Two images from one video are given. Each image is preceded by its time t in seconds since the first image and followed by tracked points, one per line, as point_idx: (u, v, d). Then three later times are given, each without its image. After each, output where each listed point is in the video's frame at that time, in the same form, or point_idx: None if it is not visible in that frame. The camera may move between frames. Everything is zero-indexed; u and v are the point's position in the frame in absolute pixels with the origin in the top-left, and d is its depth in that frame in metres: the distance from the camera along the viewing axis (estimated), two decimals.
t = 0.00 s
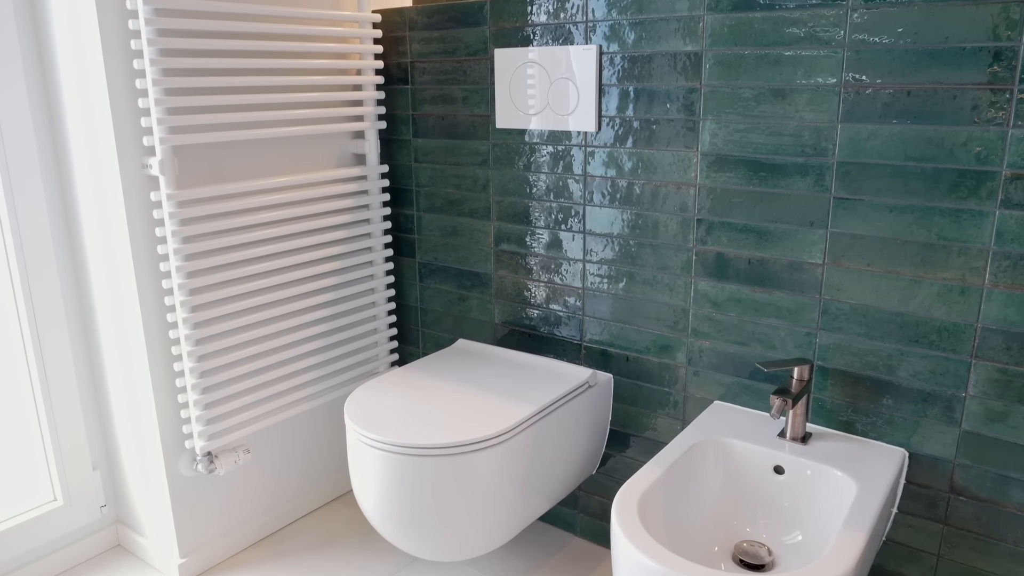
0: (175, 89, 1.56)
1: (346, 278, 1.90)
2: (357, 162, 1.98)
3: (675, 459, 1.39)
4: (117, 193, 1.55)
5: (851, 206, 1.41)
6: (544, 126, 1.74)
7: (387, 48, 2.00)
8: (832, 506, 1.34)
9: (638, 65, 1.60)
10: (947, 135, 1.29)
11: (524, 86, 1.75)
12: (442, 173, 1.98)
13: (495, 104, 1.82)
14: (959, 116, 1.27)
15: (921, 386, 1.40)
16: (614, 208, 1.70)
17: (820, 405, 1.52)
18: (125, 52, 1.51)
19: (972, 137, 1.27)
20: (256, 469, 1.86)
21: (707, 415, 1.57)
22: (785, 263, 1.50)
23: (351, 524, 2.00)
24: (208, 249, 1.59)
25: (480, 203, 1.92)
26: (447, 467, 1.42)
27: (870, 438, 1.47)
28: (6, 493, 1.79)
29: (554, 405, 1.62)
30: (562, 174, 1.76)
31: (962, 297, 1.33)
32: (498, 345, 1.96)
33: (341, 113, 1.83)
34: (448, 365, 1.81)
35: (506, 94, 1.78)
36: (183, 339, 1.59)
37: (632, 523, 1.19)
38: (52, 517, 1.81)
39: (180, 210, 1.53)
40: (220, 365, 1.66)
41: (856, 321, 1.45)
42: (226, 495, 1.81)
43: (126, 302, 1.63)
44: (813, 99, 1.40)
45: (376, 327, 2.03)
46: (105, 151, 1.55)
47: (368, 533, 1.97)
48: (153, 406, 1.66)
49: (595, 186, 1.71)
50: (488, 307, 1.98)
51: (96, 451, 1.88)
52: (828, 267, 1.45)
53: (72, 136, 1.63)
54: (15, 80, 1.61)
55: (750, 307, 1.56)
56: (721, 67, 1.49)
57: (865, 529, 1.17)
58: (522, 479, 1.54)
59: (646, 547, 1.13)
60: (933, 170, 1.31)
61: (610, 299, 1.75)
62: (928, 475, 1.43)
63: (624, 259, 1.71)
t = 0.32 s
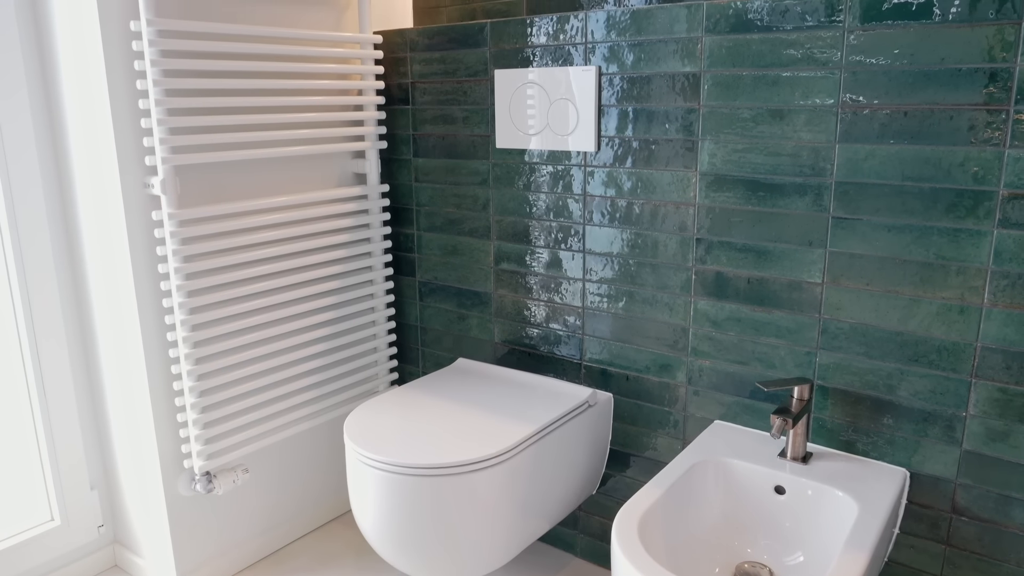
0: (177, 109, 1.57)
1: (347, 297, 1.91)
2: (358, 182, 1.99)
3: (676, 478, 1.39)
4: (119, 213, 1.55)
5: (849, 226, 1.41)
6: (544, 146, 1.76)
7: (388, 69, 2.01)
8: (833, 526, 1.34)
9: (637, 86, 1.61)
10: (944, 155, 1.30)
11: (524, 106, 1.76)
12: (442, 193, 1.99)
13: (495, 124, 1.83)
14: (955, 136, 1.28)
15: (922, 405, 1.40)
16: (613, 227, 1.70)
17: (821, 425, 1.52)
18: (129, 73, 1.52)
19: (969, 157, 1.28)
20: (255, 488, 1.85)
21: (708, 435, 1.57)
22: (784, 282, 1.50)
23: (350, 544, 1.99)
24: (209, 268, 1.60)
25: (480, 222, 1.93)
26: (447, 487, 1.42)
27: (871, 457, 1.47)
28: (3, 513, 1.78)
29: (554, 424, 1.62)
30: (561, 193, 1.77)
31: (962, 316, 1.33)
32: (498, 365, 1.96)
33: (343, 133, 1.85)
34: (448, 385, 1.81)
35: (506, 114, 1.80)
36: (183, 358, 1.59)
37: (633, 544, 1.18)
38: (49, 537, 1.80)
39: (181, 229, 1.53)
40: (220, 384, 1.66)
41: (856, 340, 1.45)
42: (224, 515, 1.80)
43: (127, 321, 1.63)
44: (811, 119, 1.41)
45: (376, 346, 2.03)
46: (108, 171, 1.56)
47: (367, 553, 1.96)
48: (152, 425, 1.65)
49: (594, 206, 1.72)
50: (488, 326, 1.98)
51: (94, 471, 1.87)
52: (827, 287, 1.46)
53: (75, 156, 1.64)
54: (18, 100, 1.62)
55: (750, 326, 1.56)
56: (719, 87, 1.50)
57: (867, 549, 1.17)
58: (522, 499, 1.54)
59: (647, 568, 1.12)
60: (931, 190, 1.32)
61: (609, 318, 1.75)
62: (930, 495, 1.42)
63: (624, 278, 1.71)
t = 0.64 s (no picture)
0: (180, 133, 1.58)
1: (346, 319, 1.91)
2: (359, 204, 2.00)
3: (676, 502, 1.38)
4: (121, 235, 1.56)
5: (848, 248, 1.42)
6: (544, 169, 1.77)
7: (389, 93, 2.03)
8: (835, 551, 1.33)
9: (636, 110, 1.63)
10: (941, 178, 1.31)
11: (524, 130, 1.78)
12: (442, 215, 2.00)
13: (495, 147, 1.84)
14: (952, 160, 1.29)
15: (923, 428, 1.40)
16: (613, 250, 1.71)
17: (821, 448, 1.51)
18: (132, 97, 1.53)
19: (966, 180, 1.29)
20: (253, 511, 1.84)
21: (708, 458, 1.57)
22: (783, 305, 1.51)
23: (348, 568, 1.98)
24: (209, 290, 1.60)
25: (480, 245, 1.94)
26: (446, 510, 1.41)
27: (872, 481, 1.46)
28: None
29: (555, 447, 1.62)
30: (561, 217, 1.77)
31: (961, 339, 1.33)
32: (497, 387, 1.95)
33: (344, 155, 1.86)
34: (447, 408, 1.80)
35: (506, 137, 1.81)
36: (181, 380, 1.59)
37: (633, 568, 1.17)
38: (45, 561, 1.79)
39: (181, 251, 1.54)
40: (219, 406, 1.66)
41: (855, 363, 1.45)
42: (221, 538, 1.79)
43: (127, 343, 1.63)
44: (808, 143, 1.42)
45: (375, 368, 2.03)
46: (109, 194, 1.56)
47: None
48: (149, 448, 1.64)
49: (594, 228, 1.73)
50: (488, 348, 1.98)
51: (91, 493, 1.86)
52: (826, 309, 1.46)
53: (77, 178, 1.64)
54: (22, 124, 1.63)
55: (750, 348, 1.56)
56: (718, 111, 1.52)
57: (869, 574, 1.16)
58: (521, 522, 1.53)
59: None
60: (928, 213, 1.33)
61: (609, 340, 1.75)
62: (932, 519, 1.41)
63: (623, 300, 1.71)
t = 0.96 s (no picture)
0: (183, 161, 1.59)
1: (346, 345, 1.91)
2: (360, 231, 2.01)
3: (677, 531, 1.37)
4: (122, 262, 1.56)
5: (846, 276, 1.42)
6: (544, 197, 1.78)
7: (390, 121, 2.05)
8: None
9: (634, 138, 1.64)
10: (938, 206, 1.32)
11: (523, 157, 1.79)
12: (442, 242, 2.00)
13: (495, 175, 1.86)
14: (948, 188, 1.30)
15: (924, 456, 1.39)
16: (612, 277, 1.72)
17: (822, 476, 1.50)
18: (136, 125, 1.55)
19: (962, 209, 1.30)
20: (251, 540, 1.82)
21: (709, 486, 1.56)
22: (782, 332, 1.51)
23: None
24: (209, 317, 1.60)
25: (480, 271, 1.94)
26: (446, 539, 1.40)
27: (874, 509, 1.45)
28: None
29: (555, 475, 1.61)
30: (560, 243, 1.78)
31: (961, 365, 1.33)
32: (497, 414, 1.95)
33: (345, 181, 1.87)
34: (447, 435, 1.80)
35: (506, 165, 1.83)
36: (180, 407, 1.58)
37: None
38: None
39: (182, 277, 1.54)
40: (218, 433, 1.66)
41: (855, 390, 1.45)
42: (219, 567, 1.77)
43: (127, 369, 1.63)
44: (806, 171, 1.44)
45: (375, 395, 2.03)
46: (112, 221, 1.57)
47: None
48: (147, 475, 1.64)
49: (594, 255, 1.73)
50: (488, 375, 1.98)
51: (88, 522, 1.85)
52: (825, 336, 1.46)
53: (79, 203, 1.65)
54: (27, 153, 1.65)
55: (750, 376, 1.56)
56: (716, 139, 1.53)
57: None
58: (522, 551, 1.52)
59: None
60: (926, 240, 1.34)
61: (609, 367, 1.75)
62: (935, 548, 1.40)
63: (623, 327, 1.71)
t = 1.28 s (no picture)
0: (185, 191, 1.60)
1: (347, 373, 1.91)
2: (360, 259, 2.02)
3: (678, 562, 1.36)
4: (124, 292, 1.57)
5: (845, 304, 1.43)
6: (543, 226, 1.79)
7: (391, 150, 2.07)
8: None
9: (633, 168, 1.66)
10: (935, 235, 1.33)
11: (523, 187, 1.81)
12: (443, 271, 2.01)
13: (495, 204, 1.87)
14: (946, 218, 1.31)
15: (927, 486, 1.38)
16: (612, 306, 1.72)
17: (824, 506, 1.50)
18: (139, 154, 1.56)
19: (960, 238, 1.30)
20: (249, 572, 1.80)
21: (710, 517, 1.55)
22: (783, 360, 1.51)
23: None
24: (210, 345, 1.60)
25: (480, 300, 1.95)
26: (446, 570, 1.39)
27: (877, 540, 1.44)
28: None
29: (556, 505, 1.60)
30: (560, 272, 1.79)
31: (961, 395, 1.33)
32: (497, 443, 1.94)
33: (346, 210, 1.88)
34: (447, 465, 1.79)
35: (506, 194, 1.84)
36: (179, 436, 1.58)
37: None
38: None
39: (183, 306, 1.55)
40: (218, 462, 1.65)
41: (856, 420, 1.44)
42: None
43: (126, 398, 1.62)
44: (804, 200, 1.45)
45: (374, 424, 2.02)
46: (114, 251, 1.58)
47: None
48: (144, 505, 1.62)
49: (594, 284, 1.74)
50: (488, 405, 1.97)
51: (84, 555, 1.82)
52: (825, 365, 1.46)
53: (81, 231, 1.66)
54: (31, 184, 1.66)
55: (750, 405, 1.56)
56: (713, 169, 1.55)
57: None
58: None
59: None
60: (924, 269, 1.34)
61: (609, 396, 1.75)
62: None
63: (623, 356, 1.71)
